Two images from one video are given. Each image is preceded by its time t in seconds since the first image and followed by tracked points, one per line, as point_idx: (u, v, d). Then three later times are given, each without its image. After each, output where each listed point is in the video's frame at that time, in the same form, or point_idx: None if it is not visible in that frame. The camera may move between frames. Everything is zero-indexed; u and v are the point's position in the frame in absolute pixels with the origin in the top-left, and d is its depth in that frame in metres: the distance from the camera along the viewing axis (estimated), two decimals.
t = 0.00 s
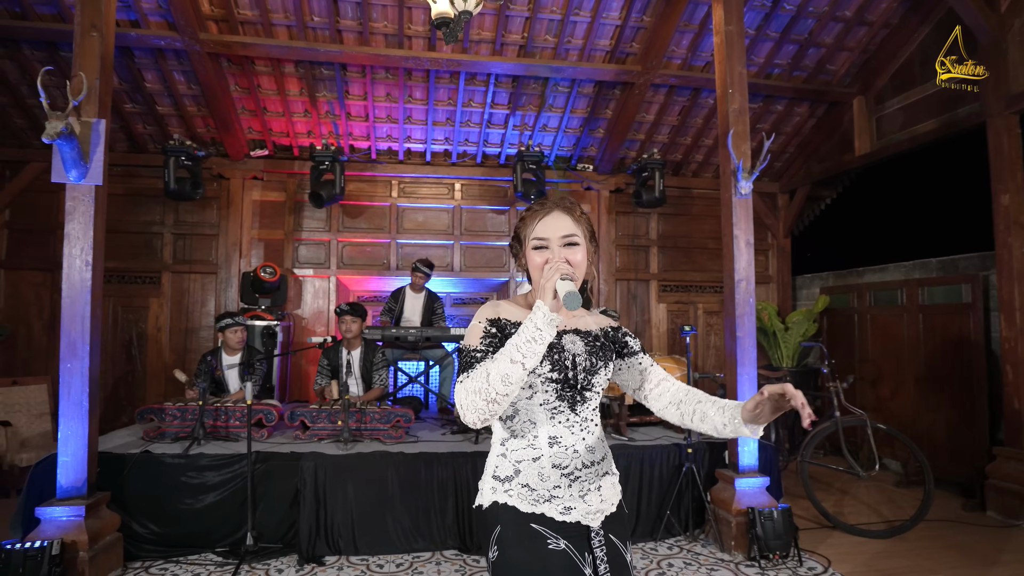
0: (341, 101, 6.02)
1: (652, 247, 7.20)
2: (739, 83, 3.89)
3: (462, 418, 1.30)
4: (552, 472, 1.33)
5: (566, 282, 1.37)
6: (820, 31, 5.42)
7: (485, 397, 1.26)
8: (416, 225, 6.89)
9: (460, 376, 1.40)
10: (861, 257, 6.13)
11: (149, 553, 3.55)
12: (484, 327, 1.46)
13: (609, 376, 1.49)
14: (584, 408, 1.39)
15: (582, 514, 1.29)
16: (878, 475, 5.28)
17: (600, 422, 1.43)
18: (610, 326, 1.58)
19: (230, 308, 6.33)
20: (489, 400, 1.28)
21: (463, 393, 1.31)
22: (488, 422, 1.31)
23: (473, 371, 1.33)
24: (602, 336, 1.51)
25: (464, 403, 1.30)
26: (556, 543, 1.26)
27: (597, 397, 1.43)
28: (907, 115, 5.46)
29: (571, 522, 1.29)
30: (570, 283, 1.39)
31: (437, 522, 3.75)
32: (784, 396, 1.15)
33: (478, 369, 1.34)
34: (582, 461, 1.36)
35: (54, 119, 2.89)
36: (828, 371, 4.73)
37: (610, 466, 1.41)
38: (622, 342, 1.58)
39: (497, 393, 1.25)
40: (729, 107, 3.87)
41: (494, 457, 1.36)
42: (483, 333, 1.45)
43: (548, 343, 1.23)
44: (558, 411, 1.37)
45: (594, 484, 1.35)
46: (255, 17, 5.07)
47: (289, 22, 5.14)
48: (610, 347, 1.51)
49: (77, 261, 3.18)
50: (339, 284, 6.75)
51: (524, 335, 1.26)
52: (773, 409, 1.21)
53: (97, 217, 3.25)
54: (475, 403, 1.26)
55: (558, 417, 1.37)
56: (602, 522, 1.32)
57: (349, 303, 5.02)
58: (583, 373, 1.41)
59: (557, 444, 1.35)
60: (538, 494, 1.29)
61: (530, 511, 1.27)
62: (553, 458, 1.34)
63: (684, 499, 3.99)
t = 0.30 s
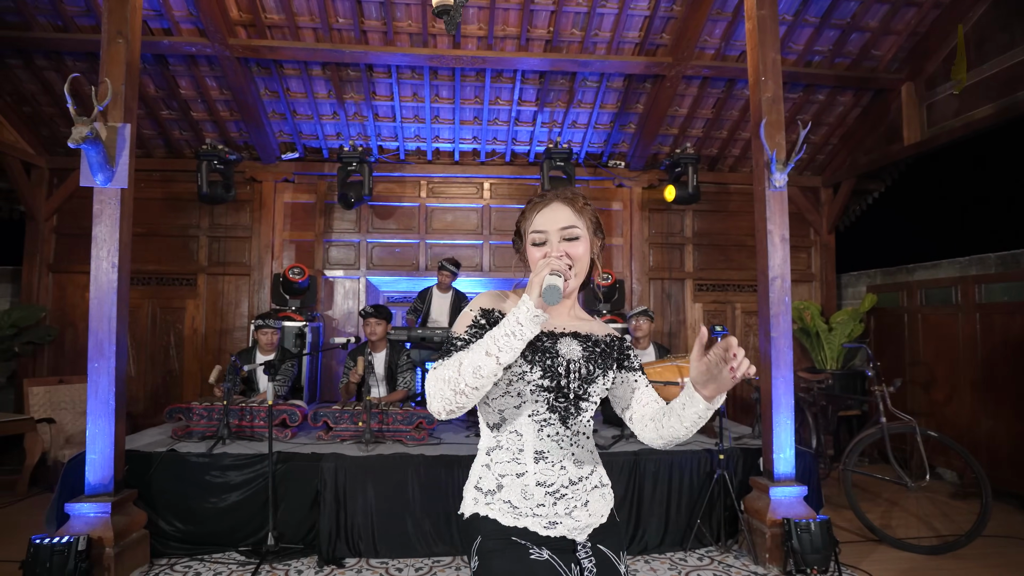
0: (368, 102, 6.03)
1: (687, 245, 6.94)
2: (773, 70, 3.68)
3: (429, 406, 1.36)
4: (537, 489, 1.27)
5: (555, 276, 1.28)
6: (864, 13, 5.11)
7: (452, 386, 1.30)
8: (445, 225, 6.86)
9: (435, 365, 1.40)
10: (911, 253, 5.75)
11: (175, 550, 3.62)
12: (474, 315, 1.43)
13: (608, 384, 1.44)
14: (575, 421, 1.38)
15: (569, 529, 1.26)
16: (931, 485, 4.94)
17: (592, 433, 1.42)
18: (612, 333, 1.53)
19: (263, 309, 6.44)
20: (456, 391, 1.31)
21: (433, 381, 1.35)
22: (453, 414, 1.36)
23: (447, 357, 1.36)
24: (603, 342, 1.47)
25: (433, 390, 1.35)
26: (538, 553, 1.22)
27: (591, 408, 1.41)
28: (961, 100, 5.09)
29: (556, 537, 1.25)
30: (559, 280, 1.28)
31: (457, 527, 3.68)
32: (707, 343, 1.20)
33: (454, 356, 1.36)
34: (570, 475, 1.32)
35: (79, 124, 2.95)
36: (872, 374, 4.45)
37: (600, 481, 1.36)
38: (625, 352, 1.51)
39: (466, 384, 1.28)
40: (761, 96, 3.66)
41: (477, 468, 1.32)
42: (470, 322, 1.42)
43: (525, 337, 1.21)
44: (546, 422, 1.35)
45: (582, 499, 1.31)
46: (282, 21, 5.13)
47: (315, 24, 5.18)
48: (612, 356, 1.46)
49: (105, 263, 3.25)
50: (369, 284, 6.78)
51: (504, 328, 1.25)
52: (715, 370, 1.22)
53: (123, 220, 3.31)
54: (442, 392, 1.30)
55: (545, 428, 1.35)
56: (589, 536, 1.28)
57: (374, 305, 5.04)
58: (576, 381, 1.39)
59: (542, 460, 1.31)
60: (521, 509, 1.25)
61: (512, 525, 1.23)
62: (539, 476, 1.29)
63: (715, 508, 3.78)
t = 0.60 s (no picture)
0: (396, 103, 6.05)
1: (723, 242, 6.69)
2: (806, 56, 3.50)
3: (417, 404, 1.32)
4: (527, 487, 1.22)
5: (542, 267, 1.25)
6: None
7: (438, 383, 1.25)
8: (474, 225, 6.83)
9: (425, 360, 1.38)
10: (963, 248, 5.40)
11: (203, 544, 3.70)
12: (463, 314, 1.41)
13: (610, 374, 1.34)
14: (575, 414, 1.29)
15: (556, 538, 1.20)
16: (989, 495, 4.60)
17: (595, 430, 1.32)
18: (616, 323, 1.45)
19: (296, 308, 6.56)
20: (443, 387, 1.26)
21: (421, 376, 1.31)
22: (441, 412, 1.31)
23: (434, 354, 1.33)
24: (606, 329, 1.39)
25: (420, 388, 1.30)
26: (520, 566, 1.18)
27: (593, 400, 1.31)
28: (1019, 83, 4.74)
29: (542, 546, 1.20)
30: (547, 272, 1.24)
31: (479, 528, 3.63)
32: (688, 303, 1.10)
33: (441, 354, 1.31)
34: (565, 476, 1.24)
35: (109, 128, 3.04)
36: (920, 376, 4.18)
37: (598, 484, 1.27)
38: (626, 337, 1.41)
39: (451, 381, 1.23)
40: (795, 83, 3.49)
41: (467, 462, 1.28)
42: (459, 320, 1.40)
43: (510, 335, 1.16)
44: (544, 415, 1.27)
45: (576, 504, 1.24)
46: (309, 24, 5.21)
47: (342, 26, 5.24)
48: (616, 342, 1.37)
49: (135, 263, 3.35)
50: (399, 284, 6.80)
51: (490, 323, 1.21)
52: (703, 330, 1.11)
53: (152, 222, 3.40)
54: (426, 389, 1.26)
55: (542, 421, 1.27)
56: (579, 545, 1.23)
57: (404, 303, 5.05)
58: (575, 367, 1.31)
59: (536, 455, 1.23)
60: (506, 511, 1.20)
61: (495, 529, 1.19)
62: (530, 472, 1.23)
63: (747, 516, 3.60)
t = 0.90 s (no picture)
0: (425, 103, 6.08)
1: (760, 238, 6.45)
2: (841, 40, 3.36)
3: (425, 401, 1.29)
4: (523, 473, 1.20)
5: (540, 252, 1.21)
6: None
7: (444, 378, 1.23)
8: (504, 223, 6.82)
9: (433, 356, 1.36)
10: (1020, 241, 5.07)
11: (236, 534, 3.81)
12: (464, 309, 1.39)
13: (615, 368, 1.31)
14: (573, 405, 1.27)
15: (553, 527, 1.16)
16: None
17: (595, 424, 1.29)
18: (620, 315, 1.42)
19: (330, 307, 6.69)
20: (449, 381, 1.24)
21: (427, 375, 1.29)
22: (449, 409, 1.28)
23: (438, 350, 1.30)
24: (608, 326, 1.36)
25: (428, 386, 1.27)
26: (520, 559, 1.13)
27: (592, 395, 1.28)
28: None
29: (539, 535, 1.16)
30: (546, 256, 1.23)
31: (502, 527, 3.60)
32: (684, 275, 1.07)
33: (445, 350, 1.28)
34: (563, 466, 1.22)
35: (146, 131, 3.15)
36: (971, 377, 3.93)
37: (598, 477, 1.24)
38: (629, 332, 1.38)
39: (456, 375, 1.20)
40: (828, 70, 3.35)
41: (465, 449, 1.28)
42: (461, 316, 1.37)
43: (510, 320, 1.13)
44: (540, 404, 1.26)
45: (575, 494, 1.20)
46: (339, 26, 5.31)
47: (370, 28, 5.32)
48: (619, 339, 1.35)
49: (169, 261, 3.47)
50: (431, 282, 6.84)
51: (491, 311, 1.18)
52: (698, 303, 1.08)
53: (186, 221, 3.53)
54: (432, 384, 1.23)
55: (539, 409, 1.26)
56: (579, 540, 1.18)
57: (437, 300, 5.07)
58: (574, 364, 1.29)
59: (532, 441, 1.23)
60: (502, 496, 1.18)
61: (490, 514, 1.16)
62: (526, 457, 1.21)
63: (781, 521, 3.46)
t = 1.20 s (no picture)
0: (456, 103, 6.13)
1: (800, 234, 6.23)
2: (877, 26, 3.24)
3: (421, 367, 1.33)
4: (518, 465, 1.22)
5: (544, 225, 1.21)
6: None
7: (441, 345, 1.25)
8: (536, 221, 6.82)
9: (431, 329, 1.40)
10: None
11: (272, 524, 3.95)
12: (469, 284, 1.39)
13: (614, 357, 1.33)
14: (566, 400, 1.29)
15: (553, 510, 1.19)
16: None
17: (587, 417, 1.32)
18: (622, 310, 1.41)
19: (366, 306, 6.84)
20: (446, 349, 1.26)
21: (426, 341, 1.32)
22: (443, 377, 1.30)
23: (438, 321, 1.33)
24: (607, 318, 1.35)
25: (426, 352, 1.30)
26: (519, 538, 1.16)
27: (587, 387, 1.32)
28: None
29: (540, 518, 1.18)
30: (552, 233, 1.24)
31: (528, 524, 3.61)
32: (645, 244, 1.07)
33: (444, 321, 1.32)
34: (558, 456, 1.25)
35: (186, 136, 3.30)
36: None
37: (593, 466, 1.26)
38: (630, 324, 1.38)
39: (453, 342, 1.23)
40: (864, 56, 3.24)
41: (463, 441, 1.30)
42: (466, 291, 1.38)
43: (508, 291, 1.17)
44: (533, 398, 1.29)
45: (570, 483, 1.23)
46: (371, 30, 5.43)
47: (401, 30, 5.42)
48: (618, 332, 1.35)
49: (208, 260, 3.63)
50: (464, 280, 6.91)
51: (490, 284, 1.22)
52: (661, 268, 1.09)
53: (224, 222, 3.68)
54: (430, 350, 1.26)
55: (532, 403, 1.29)
56: (580, 522, 1.21)
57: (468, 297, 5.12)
58: (568, 357, 1.31)
59: (525, 435, 1.25)
60: (500, 483, 1.20)
61: (490, 499, 1.18)
62: (519, 451, 1.23)
63: (815, 523, 3.35)
